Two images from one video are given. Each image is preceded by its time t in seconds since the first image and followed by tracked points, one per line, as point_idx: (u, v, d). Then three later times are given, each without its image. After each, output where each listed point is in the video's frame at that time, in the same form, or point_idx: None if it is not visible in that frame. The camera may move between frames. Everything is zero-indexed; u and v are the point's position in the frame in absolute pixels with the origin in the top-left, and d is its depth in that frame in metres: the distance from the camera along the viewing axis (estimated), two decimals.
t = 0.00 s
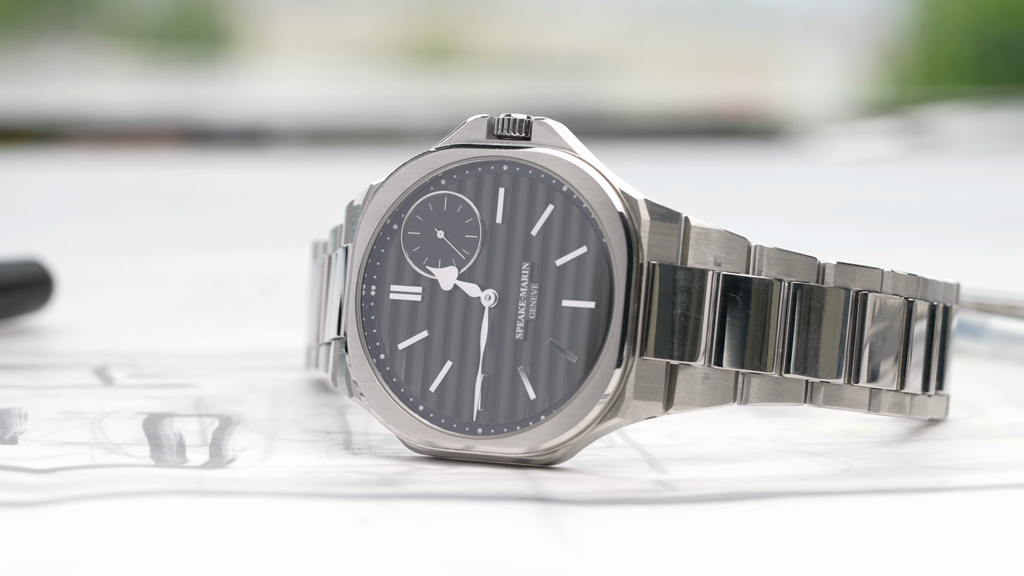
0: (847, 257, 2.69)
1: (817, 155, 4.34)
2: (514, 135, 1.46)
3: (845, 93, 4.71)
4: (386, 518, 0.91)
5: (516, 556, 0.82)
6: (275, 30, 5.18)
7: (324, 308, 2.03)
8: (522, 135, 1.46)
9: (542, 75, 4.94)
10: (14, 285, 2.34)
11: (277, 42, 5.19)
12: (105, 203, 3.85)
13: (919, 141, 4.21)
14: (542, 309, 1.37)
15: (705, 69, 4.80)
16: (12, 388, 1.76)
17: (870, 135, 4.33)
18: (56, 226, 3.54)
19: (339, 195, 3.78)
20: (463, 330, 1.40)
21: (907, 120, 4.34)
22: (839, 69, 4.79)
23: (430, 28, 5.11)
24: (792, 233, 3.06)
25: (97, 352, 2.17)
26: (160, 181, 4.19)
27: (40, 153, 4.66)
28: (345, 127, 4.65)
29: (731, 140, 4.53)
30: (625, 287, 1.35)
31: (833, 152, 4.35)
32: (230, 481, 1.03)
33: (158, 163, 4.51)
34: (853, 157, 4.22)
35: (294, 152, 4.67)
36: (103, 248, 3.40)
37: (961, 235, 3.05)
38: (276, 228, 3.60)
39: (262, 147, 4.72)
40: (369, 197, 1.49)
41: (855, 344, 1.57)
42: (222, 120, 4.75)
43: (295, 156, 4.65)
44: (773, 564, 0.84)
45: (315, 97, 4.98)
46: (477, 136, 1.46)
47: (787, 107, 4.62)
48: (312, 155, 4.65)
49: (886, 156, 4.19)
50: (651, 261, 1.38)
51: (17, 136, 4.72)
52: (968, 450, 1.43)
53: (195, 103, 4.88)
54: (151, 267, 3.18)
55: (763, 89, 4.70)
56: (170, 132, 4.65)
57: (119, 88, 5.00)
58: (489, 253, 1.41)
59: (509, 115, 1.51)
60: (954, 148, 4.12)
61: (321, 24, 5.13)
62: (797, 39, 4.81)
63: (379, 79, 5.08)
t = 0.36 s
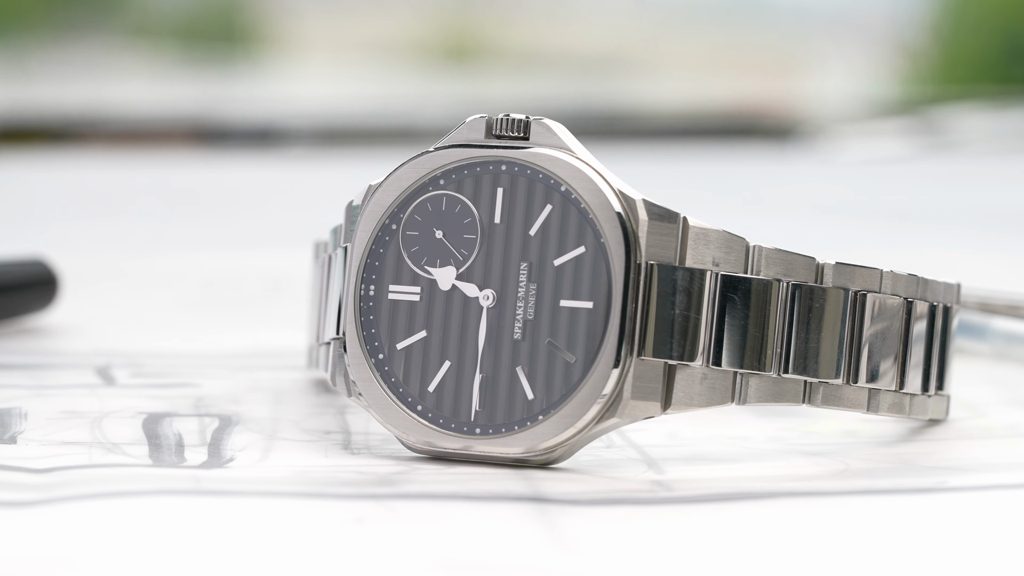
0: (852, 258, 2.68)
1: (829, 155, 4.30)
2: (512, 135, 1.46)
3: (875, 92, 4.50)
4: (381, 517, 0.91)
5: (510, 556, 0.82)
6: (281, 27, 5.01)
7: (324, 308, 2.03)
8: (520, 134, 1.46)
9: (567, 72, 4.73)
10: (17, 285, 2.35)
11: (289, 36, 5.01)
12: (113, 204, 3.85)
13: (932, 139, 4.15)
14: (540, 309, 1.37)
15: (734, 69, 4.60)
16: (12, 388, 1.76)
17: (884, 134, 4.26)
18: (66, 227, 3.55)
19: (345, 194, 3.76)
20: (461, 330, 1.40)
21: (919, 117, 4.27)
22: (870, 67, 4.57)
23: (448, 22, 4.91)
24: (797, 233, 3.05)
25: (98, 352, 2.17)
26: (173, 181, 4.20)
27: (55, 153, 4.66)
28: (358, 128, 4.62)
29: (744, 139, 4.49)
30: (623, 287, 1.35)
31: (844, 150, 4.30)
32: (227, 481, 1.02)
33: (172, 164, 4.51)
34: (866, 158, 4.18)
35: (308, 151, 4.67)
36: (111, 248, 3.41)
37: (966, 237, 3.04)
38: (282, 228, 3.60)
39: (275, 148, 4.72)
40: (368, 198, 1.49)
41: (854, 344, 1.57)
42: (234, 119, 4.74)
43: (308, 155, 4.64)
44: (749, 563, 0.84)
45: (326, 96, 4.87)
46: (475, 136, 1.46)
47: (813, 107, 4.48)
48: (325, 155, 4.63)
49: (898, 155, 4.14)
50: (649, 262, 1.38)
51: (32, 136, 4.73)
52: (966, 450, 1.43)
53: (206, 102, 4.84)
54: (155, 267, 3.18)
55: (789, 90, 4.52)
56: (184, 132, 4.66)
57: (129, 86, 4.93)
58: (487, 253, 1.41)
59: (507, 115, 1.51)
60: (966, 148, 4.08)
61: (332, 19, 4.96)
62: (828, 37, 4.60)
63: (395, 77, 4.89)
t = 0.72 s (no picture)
0: (858, 258, 2.66)
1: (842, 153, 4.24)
2: (510, 135, 1.46)
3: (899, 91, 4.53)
4: (376, 517, 0.91)
5: (502, 556, 0.82)
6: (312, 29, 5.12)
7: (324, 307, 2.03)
8: (519, 135, 1.45)
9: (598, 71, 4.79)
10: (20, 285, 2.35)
11: (313, 36, 5.12)
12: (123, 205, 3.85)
13: (944, 139, 4.11)
14: (538, 309, 1.37)
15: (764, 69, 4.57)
16: (14, 387, 1.77)
17: (897, 134, 4.22)
18: (76, 228, 3.56)
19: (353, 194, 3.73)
20: (460, 330, 1.40)
21: (932, 118, 4.22)
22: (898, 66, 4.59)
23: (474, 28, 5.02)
24: (804, 233, 3.04)
25: (101, 351, 2.17)
26: (186, 181, 4.20)
27: (68, 154, 4.64)
28: (371, 128, 4.59)
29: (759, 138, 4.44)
30: (621, 288, 1.35)
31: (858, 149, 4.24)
32: (224, 481, 1.03)
33: (186, 164, 4.51)
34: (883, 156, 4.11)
35: (320, 152, 4.62)
36: (116, 248, 3.39)
37: (972, 236, 3.04)
38: (287, 228, 3.58)
39: (286, 146, 4.70)
40: (366, 198, 1.49)
41: (852, 345, 1.56)
42: (246, 118, 4.72)
43: (320, 156, 4.59)
44: (741, 563, 0.84)
45: (342, 95, 4.85)
46: (474, 136, 1.46)
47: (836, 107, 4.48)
48: (337, 155, 4.58)
49: (913, 155, 4.08)
50: (647, 262, 1.38)
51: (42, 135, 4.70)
52: (965, 450, 1.43)
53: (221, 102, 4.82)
54: (160, 267, 3.18)
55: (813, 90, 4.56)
56: (197, 131, 4.64)
57: (141, 88, 4.85)
58: (486, 253, 1.41)
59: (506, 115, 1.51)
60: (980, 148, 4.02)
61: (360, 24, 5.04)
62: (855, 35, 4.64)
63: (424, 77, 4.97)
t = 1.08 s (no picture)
0: (854, 258, 2.62)
1: (855, 152, 4.17)
2: (509, 135, 1.46)
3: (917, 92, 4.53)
4: (369, 517, 0.90)
5: (494, 557, 0.82)
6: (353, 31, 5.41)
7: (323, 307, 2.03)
8: (517, 135, 1.45)
9: (621, 70, 4.96)
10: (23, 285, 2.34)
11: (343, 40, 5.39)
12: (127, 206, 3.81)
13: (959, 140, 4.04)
14: (536, 308, 1.37)
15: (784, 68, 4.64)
16: (15, 387, 1.77)
17: (910, 133, 4.13)
18: (85, 227, 3.57)
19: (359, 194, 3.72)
20: (458, 330, 1.40)
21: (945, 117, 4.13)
22: (920, 66, 4.63)
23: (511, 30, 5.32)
24: (812, 233, 3.01)
25: (103, 351, 2.18)
26: (199, 181, 4.19)
27: (80, 152, 4.58)
28: (385, 128, 4.53)
29: (776, 135, 4.34)
30: (619, 288, 1.34)
31: (873, 147, 4.16)
32: (220, 480, 1.03)
33: (200, 163, 4.47)
34: (894, 154, 4.07)
35: (331, 152, 4.55)
36: (122, 247, 3.40)
37: (977, 239, 2.99)
38: (293, 228, 3.58)
39: (302, 146, 4.62)
40: (365, 198, 1.49)
41: (851, 345, 1.56)
42: (262, 118, 4.71)
43: (331, 156, 4.52)
44: (733, 564, 0.84)
45: (364, 95, 4.87)
46: (472, 136, 1.46)
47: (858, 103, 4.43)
48: (348, 155, 4.51)
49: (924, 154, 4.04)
50: (645, 262, 1.38)
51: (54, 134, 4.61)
52: (964, 451, 1.43)
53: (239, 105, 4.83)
54: (164, 267, 3.17)
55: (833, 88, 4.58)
56: (211, 130, 4.59)
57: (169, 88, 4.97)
58: (484, 253, 1.41)
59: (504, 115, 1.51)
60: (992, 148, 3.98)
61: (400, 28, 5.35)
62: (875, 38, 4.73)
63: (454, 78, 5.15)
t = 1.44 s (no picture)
0: (854, 257, 2.63)
1: (868, 151, 4.14)
2: (507, 135, 1.46)
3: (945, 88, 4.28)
4: (363, 517, 0.91)
5: (486, 557, 0.82)
6: (356, 29, 5.18)
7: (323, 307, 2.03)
8: (515, 134, 1.46)
9: (641, 70, 4.75)
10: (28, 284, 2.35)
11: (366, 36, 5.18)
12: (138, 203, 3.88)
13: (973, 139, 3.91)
14: (532, 309, 1.37)
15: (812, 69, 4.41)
16: (16, 386, 1.78)
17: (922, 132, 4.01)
18: (93, 226, 3.58)
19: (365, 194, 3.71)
20: (456, 330, 1.40)
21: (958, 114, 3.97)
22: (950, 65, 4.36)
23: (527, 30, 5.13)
24: (818, 232, 3.02)
25: (105, 350, 2.18)
26: (210, 183, 4.20)
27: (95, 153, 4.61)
28: (396, 127, 4.50)
29: (789, 134, 4.33)
30: (616, 289, 1.34)
31: (885, 148, 4.09)
32: (217, 480, 1.03)
33: (217, 165, 4.52)
34: (906, 154, 4.03)
35: (343, 151, 4.55)
36: (128, 246, 3.41)
37: (982, 239, 2.98)
38: (295, 229, 3.57)
39: (312, 146, 4.64)
40: (363, 197, 1.49)
41: (849, 345, 1.56)
42: (272, 116, 4.73)
43: (343, 156, 4.53)
44: (726, 564, 0.84)
45: (383, 95, 4.77)
46: (470, 136, 1.46)
47: (880, 105, 4.24)
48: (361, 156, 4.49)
49: (938, 155, 3.97)
50: (642, 262, 1.38)
51: (67, 134, 4.63)
52: (964, 451, 1.43)
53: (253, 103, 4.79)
54: (169, 266, 3.18)
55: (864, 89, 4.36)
56: (225, 130, 4.63)
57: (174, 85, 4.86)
58: (481, 253, 1.41)
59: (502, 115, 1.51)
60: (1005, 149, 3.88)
61: (405, 27, 5.12)
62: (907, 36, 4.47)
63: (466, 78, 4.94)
